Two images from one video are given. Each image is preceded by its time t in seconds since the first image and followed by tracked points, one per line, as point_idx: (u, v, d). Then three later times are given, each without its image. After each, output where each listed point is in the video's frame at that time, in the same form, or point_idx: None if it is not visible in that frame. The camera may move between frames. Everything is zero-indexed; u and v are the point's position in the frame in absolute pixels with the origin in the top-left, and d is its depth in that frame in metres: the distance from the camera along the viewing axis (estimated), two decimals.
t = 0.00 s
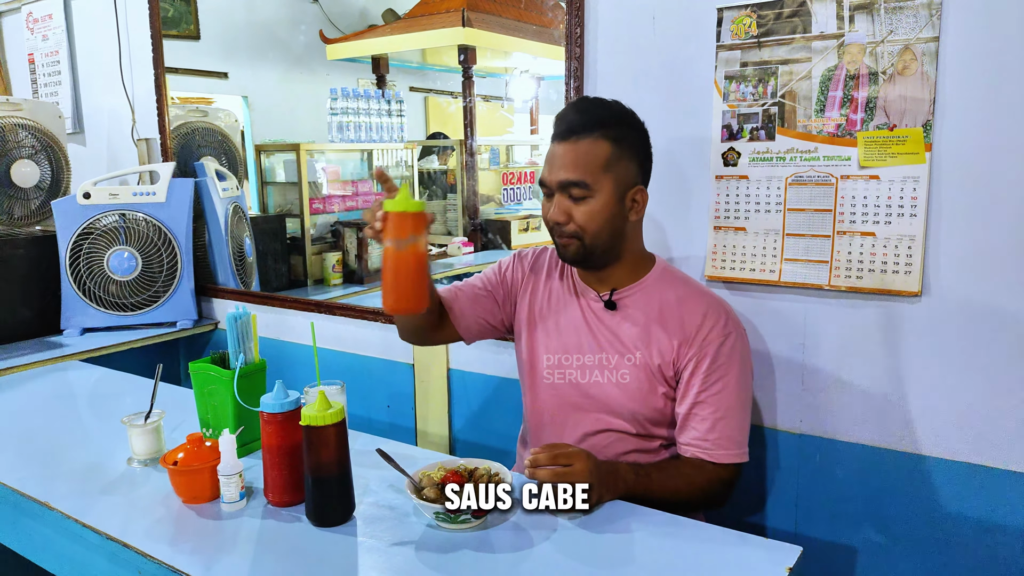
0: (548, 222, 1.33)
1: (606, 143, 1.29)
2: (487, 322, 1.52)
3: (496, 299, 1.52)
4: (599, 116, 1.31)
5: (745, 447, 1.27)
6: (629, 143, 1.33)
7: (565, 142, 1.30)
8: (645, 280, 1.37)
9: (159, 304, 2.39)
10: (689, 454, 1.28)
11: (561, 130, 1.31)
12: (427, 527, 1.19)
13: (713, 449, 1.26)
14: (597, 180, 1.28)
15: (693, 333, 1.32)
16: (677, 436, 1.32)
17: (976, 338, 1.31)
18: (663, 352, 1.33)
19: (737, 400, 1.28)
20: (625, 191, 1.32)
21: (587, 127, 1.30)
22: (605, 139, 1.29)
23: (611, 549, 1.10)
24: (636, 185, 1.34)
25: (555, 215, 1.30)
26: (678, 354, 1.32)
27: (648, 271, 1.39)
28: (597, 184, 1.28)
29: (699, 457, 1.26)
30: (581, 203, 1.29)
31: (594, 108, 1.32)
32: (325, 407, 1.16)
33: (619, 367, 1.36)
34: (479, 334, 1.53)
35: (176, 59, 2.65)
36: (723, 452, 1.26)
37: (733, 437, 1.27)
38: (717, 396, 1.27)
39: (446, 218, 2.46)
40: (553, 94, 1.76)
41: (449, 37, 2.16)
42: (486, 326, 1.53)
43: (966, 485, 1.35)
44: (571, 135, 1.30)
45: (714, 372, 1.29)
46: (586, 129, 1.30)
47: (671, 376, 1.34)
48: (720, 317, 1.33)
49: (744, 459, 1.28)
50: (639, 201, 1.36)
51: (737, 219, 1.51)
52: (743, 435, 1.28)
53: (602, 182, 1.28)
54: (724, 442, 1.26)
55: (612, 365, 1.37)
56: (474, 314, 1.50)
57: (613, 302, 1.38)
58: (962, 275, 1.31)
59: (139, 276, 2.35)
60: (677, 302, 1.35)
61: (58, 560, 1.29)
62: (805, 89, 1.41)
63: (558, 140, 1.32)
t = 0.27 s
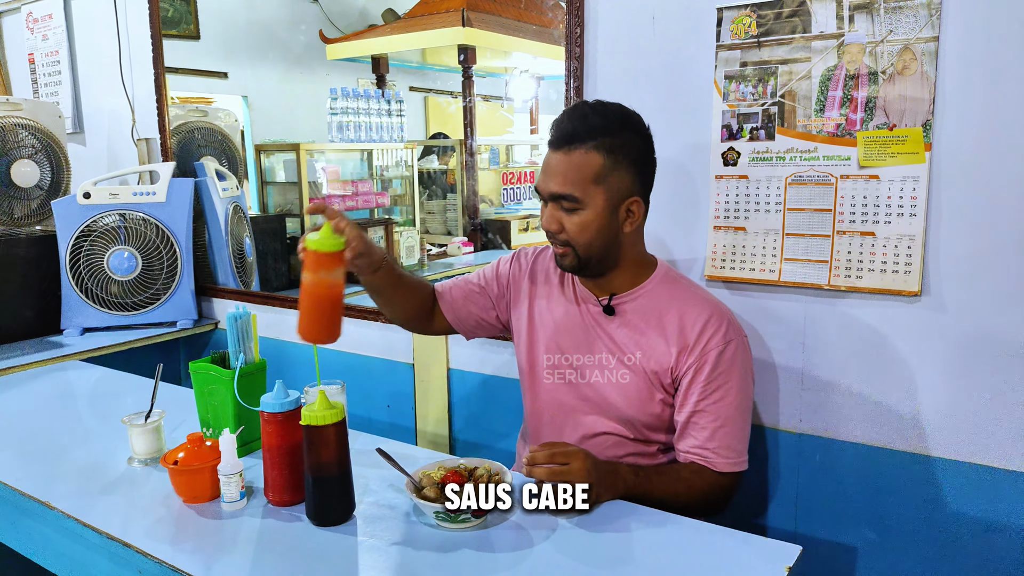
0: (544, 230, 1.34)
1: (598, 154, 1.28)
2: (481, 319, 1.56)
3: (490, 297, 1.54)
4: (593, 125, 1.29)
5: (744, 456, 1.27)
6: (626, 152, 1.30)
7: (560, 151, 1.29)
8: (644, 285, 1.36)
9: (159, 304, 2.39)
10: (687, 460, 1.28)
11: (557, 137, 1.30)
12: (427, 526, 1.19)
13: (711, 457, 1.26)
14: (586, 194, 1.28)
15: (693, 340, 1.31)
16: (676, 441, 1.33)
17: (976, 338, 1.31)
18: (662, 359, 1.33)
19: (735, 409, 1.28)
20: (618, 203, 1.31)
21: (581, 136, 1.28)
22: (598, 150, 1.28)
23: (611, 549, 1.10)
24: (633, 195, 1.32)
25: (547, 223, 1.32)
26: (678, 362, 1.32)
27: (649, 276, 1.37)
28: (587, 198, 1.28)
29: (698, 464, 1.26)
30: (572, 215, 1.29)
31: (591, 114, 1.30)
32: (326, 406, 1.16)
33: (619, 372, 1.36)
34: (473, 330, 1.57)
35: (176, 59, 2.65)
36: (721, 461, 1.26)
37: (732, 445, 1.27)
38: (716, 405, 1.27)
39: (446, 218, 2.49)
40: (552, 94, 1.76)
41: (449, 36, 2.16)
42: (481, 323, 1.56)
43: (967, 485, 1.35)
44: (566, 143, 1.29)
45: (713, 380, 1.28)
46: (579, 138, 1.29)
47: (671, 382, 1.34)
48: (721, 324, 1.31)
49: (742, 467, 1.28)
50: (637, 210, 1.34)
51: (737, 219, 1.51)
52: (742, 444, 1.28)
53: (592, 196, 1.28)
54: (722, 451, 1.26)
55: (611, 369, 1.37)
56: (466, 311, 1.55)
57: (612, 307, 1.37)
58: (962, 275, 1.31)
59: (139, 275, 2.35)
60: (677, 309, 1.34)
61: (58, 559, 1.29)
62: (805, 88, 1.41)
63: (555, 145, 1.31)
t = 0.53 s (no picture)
0: (541, 229, 1.34)
1: (596, 152, 1.28)
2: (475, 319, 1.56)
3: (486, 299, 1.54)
4: (589, 123, 1.29)
5: (743, 453, 1.28)
6: (623, 149, 1.31)
7: (557, 150, 1.29)
8: (642, 285, 1.37)
9: (159, 305, 2.39)
10: (687, 459, 1.29)
11: (554, 136, 1.31)
12: (427, 527, 1.19)
13: (712, 455, 1.26)
14: (585, 192, 1.28)
15: (692, 339, 1.31)
16: (676, 440, 1.33)
17: (976, 338, 1.31)
18: (662, 358, 1.33)
19: (735, 406, 1.28)
20: (617, 201, 1.31)
21: (578, 134, 1.29)
22: (596, 147, 1.28)
23: (611, 549, 1.10)
24: (630, 192, 1.33)
25: (546, 223, 1.31)
26: (677, 360, 1.32)
27: (646, 275, 1.38)
28: (586, 195, 1.28)
29: (698, 463, 1.27)
30: (571, 214, 1.29)
31: (586, 113, 1.30)
32: (326, 407, 1.16)
33: (618, 372, 1.36)
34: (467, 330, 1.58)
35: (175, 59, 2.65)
36: (721, 458, 1.26)
37: (732, 443, 1.27)
38: (716, 403, 1.27)
39: (446, 219, 2.69)
40: (552, 93, 1.77)
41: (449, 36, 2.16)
42: (476, 323, 1.57)
43: (967, 485, 1.35)
44: (563, 142, 1.29)
45: (713, 378, 1.28)
46: (576, 137, 1.29)
47: (670, 381, 1.34)
48: (719, 322, 1.32)
49: (742, 464, 1.28)
50: (634, 208, 1.34)
51: (737, 219, 1.51)
52: (741, 441, 1.28)
53: (591, 193, 1.28)
54: (722, 448, 1.26)
55: (610, 370, 1.37)
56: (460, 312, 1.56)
57: (610, 307, 1.37)
58: (962, 274, 1.31)
59: (139, 275, 2.35)
60: (675, 308, 1.34)
61: (57, 560, 1.29)
62: (805, 88, 1.41)
63: (551, 145, 1.31)
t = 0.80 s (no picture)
0: (537, 236, 1.32)
1: (587, 154, 1.27)
2: (471, 317, 1.57)
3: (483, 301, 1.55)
4: (576, 126, 1.28)
5: (742, 448, 1.28)
6: (611, 148, 1.31)
7: (546, 156, 1.28)
8: (638, 283, 1.37)
9: (159, 304, 2.39)
10: (687, 455, 1.29)
11: (540, 143, 1.29)
12: (427, 527, 1.19)
13: (711, 451, 1.26)
14: (580, 195, 1.27)
15: (689, 336, 1.31)
16: (675, 437, 1.33)
17: (976, 339, 1.31)
18: (659, 356, 1.33)
19: (733, 402, 1.28)
20: (611, 199, 1.31)
21: (567, 138, 1.27)
22: (586, 150, 1.27)
23: (610, 549, 1.10)
24: (623, 190, 1.33)
25: (542, 230, 1.30)
26: (674, 357, 1.32)
27: (642, 273, 1.38)
28: (582, 198, 1.27)
29: (697, 460, 1.27)
30: (568, 218, 1.28)
31: (572, 116, 1.29)
32: (325, 407, 1.16)
33: (616, 371, 1.37)
34: (461, 326, 1.60)
35: (175, 59, 2.64)
36: (721, 454, 1.26)
37: (731, 438, 1.27)
38: (714, 399, 1.28)
39: (448, 219, 2.61)
40: (552, 93, 1.77)
41: (449, 36, 2.17)
42: (472, 321, 1.58)
43: (966, 486, 1.35)
44: (551, 148, 1.28)
45: (710, 375, 1.29)
46: (565, 141, 1.28)
47: (668, 379, 1.34)
48: (716, 319, 1.32)
49: (741, 460, 1.29)
50: (627, 204, 1.35)
51: (737, 219, 1.51)
52: (740, 436, 1.29)
53: (586, 196, 1.27)
54: (721, 444, 1.27)
55: (608, 369, 1.37)
56: (456, 310, 1.57)
57: (606, 306, 1.37)
58: (962, 275, 1.31)
59: (139, 275, 2.35)
60: (672, 305, 1.35)
61: (57, 559, 1.28)
62: (805, 89, 1.41)
63: (538, 151, 1.30)
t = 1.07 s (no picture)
0: (534, 243, 1.32)
1: (581, 158, 1.27)
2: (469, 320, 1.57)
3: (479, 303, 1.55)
4: (569, 131, 1.28)
5: (741, 447, 1.28)
6: (604, 151, 1.31)
7: (541, 163, 1.27)
8: (634, 284, 1.37)
9: (159, 304, 2.39)
10: (685, 455, 1.29)
11: (534, 150, 1.29)
12: (426, 527, 1.19)
13: (709, 451, 1.26)
14: (577, 200, 1.27)
15: (685, 336, 1.32)
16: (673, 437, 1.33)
17: (976, 340, 1.31)
18: (655, 356, 1.33)
19: (730, 402, 1.28)
20: (607, 202, 1.31)
21: (561, 144, 1.27)
22: (580, 154, 1.27)
23: (610, 549, 1.10)
24: (618, 192, 1.33)
25: (541, 237, 1.29)
26: (671, 357, 1.32)
27: (638, 274, 1.38)
28: (579, 203, 1.27)
29: (696, 460, 1.27)
30: (566, 223, 1.28)
31: (564, 121, 1.29)
32: (325, 407, 1.16)
33: (613, 372, 1.37)
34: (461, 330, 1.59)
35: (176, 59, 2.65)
36: (719, 454, 1.26)
37: (729, 438, 1.27)
38: (711, 399, 1.28)
39: (446, 218, 2.44)
40: (552, 93, 1.77)
41: (450, 37, 2.18)
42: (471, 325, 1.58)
43: (967, 487, 1.34)
44: (545, 155, 1.27)
45: (707, 374, 1.29)
46: (559, 147, 1.27)
47: (665, 379, 1.34)
48: (712, 319, 1.32)
49: (740, 459, 1.29)
50: (623, 206, 1.35)
51: (737, 220, 1.51)
52: (738, 435, 1.29)
53: (583, 200, 1.27)
54: (719, 443, 1.27)
55: (605, 370, 1.37)
56: (453, 314, 1.57)
57: (603, 307, 1.37)
58: (962, 275, 1.31)
59: (140, 275, 2.36)
60: (667, 306, 1.35)
61: (57, 559, 1.29)
62: (805, 89, 1.41)
63: (532, 159, 1.29)
